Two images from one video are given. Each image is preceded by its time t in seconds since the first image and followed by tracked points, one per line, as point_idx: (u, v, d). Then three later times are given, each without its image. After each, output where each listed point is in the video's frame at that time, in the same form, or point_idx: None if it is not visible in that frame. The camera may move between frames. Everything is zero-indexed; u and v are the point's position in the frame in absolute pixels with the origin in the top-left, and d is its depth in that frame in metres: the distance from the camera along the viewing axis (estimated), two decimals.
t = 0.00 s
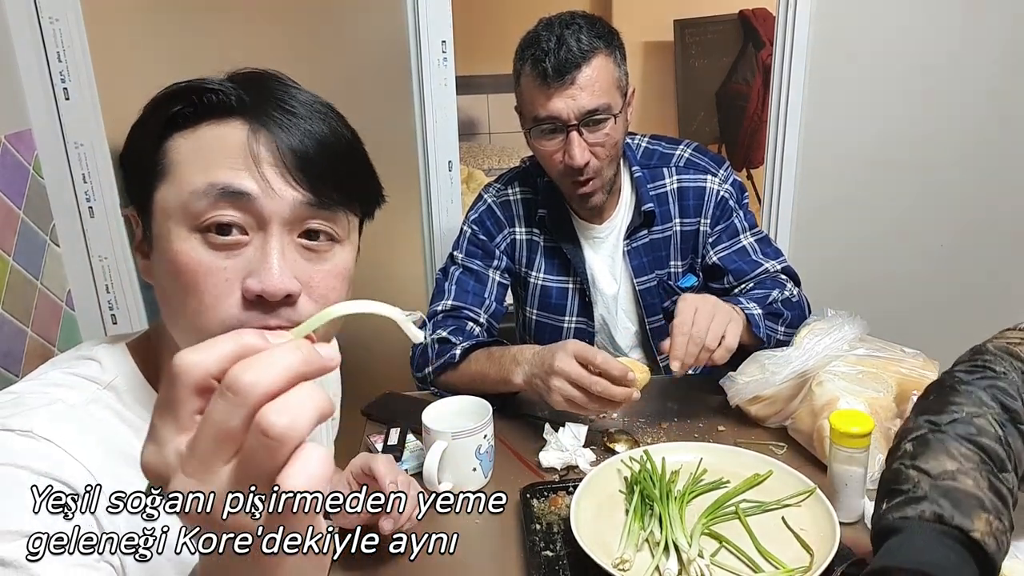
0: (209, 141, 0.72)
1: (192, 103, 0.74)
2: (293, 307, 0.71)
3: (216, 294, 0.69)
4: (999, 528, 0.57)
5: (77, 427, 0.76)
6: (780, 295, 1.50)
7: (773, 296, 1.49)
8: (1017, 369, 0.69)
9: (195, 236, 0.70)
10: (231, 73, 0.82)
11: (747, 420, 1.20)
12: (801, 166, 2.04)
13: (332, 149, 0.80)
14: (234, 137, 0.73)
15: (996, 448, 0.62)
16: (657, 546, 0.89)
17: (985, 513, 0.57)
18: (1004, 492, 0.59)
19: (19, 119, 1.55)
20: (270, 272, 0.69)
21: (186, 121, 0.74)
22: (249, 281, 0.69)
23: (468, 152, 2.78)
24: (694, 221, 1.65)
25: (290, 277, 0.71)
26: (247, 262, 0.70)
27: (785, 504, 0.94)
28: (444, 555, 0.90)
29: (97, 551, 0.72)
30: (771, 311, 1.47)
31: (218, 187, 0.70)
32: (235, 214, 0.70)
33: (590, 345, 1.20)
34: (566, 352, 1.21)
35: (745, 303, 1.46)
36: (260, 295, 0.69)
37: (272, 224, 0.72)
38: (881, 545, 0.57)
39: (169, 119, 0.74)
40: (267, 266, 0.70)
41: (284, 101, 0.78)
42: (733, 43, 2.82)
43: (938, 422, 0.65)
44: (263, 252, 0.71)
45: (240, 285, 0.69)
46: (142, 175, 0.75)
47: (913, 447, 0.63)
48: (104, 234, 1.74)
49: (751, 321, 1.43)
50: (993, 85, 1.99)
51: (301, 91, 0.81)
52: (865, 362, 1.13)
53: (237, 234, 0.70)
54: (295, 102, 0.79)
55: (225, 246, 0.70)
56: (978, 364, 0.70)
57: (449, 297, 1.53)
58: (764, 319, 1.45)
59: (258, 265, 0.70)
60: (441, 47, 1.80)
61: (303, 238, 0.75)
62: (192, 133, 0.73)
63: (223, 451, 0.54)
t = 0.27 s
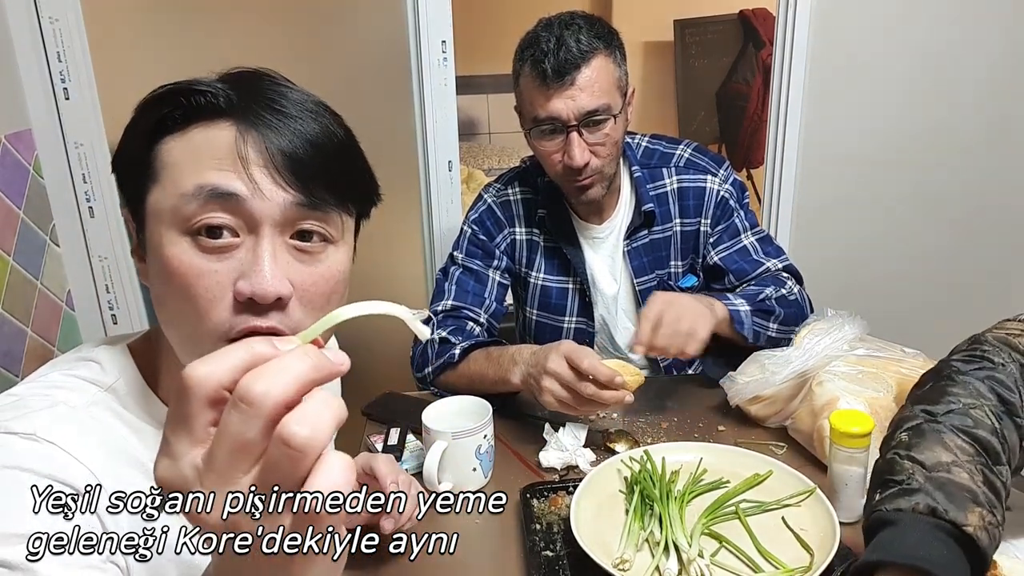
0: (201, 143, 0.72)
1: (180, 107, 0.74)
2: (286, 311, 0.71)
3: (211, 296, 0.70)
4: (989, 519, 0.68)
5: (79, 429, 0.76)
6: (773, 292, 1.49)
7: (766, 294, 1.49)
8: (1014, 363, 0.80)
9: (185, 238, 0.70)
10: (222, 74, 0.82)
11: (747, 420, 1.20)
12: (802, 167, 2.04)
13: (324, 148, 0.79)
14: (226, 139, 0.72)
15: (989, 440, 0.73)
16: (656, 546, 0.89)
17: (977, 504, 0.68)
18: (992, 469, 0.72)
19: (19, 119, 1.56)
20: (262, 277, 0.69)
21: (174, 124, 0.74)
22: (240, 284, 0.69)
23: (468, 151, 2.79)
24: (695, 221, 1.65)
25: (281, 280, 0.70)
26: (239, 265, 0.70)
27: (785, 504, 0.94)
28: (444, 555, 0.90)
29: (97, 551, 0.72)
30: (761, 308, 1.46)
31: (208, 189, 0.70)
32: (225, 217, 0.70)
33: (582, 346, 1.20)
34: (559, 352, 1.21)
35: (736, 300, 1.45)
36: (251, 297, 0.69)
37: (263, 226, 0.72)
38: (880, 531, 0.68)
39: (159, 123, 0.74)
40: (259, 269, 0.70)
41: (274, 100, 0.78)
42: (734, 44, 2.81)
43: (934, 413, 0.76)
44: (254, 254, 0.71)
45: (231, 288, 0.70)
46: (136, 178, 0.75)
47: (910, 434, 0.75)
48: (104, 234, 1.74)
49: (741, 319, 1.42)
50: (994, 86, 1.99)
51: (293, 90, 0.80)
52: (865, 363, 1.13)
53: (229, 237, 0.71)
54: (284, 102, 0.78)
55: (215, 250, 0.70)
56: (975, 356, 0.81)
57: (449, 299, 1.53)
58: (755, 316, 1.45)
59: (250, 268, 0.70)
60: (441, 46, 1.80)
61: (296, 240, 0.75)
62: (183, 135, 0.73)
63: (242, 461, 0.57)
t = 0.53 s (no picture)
0: (200, 144, 0.72)
1: (181, 110, 0.73)
2: (286, 316, 0.72)
3: (212, 300, 0.70)
4: (989, 526, 0.68)
5: (78, 431, 0.76)
6: (748, 296, 1.48)
7: (736, 298, 1.47)
8: (1015, 366, 0.80)
9: (186, 243, 0.71)
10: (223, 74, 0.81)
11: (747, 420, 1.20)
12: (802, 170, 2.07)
13: (326, 151, 0.79)
14: (226, 140, 0.72)
15: (990, 446, 0.73)
16: (657, 546, 0.89)
17: (977, 512, 0.68)
18: (992, 475, 0.72)
19: (19, 119, 1.56)
20: (264, 281, 0.70)
21: (176, 127, 0.73)
22: (242, 289, 0.70)
23: (468, 151, 2.79)
24: (695, 221, 1.65)
25: (282, 284, 0.71)
26: (241, 269, 0.71)
27: (784, 504, 0.94)
28: (444, 555, 0.90)
29: (97, 551, 0.73)
30: (727, 313, 1.46)
31: (209, 192, 0.70)
32: (227, 221, 0.71)
33: (574, 346, 1.19)
34: (553, 352, 1.20)
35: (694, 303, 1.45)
36: (253, 302, 0.70)
37: (264, 230, 0.72)
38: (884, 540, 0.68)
39: (160, 125, 0.73)
40: (261, 274, 0.71)
41: (276, 103, 0.77)
42: (734, 43, 2.82)
43: (935, 418, 0.75)
44: (256, 259, 0.71)
45: (233, 293, 0.70)
46: (137, 181, 0.74)
47: (911, 440, 0.74)
48: (103, 233, 1.74)
49: (694, 326, 1.43)
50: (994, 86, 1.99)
51: (295, 91, 0.80)
52: (866, 363, 1.12)
53: (231, 241, 0.71)
54: (286, 105, 0.78)
55: (216, 254, 0.70)
56: (974, 359, 0.81)
57: (449, 300, 1.53)
58: (715, 322, 1.45)
59: (252, 273, 0.71)
60: (441, 46, 1.80)
61: (297, 242, 0.75)
62: (184, 139, 0.73)
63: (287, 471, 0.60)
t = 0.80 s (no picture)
0: (197, 150, 0.72)
1: (180, 115, 0.73)
2: (287, 322, 0.73)
3: (212, 304, 0.70)
4: (989, 535, 0.68)
5: (78, 435, 0.75)
6: (727, 322, 1.47)
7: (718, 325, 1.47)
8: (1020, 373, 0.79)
9: (185, 248, 0.70)
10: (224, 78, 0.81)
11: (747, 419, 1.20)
12: (801, 170, 2.09)
13: (327, 156, 0.78)
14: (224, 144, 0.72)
15: (992, 454, 0.73)
16: (656, 546, 0.89)
17: (978, 520, 0.68)
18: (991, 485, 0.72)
19: (19, 119, 1.56)
20: (264, 288, 0.71)
21: (176, 134, 0.73)
22: (241, 295, 0.70)
23: (468, 151, 2.80)
24: (697, 226, 1.64)
25: (282, 291, 0.72)
26: (240, 276, 0.71)
27: (785, 504, 0.94)
28: (444, 555, 0.90)
29: (97, 551, 0.74)
30: (710, 342, 1.46)
31: (208, 197, 0.70)
32: (226, 227, 0.71)
33: (575, 340, 1.20)
34: (549, 348, 1.21)
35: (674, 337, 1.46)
36: (253, 309, 0.70)
37: (264, 236, 0.72)
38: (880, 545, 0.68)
39: (158, 130, 0.73)
40: (260, 280, 0.71)
41: (277, 108, 0.77)
42: (734, 43, 2.82)
43: (937, 424, 0.75)
44: (256, 265, 0.71)
45: (233, 298, 0.70)
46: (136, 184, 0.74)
47: (913, 445, 0.74)
48: (103, 233, 1.74)
49: (675, 360, 1.45)
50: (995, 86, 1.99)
51: (296, 96, 0.79)
52: (866, 363, 1.12)
53: (231, 248, 0.71)
54: (286, 110, 0.77)
55: (216, 261, 0.70)
56: (979, 364, 0.81)
57: (451, 301, 1.53)
58: (696, 352, 1.45)
59: (251, 279, 0.71)
60: (441, 46, 1.80)
61: (297, 249, 0.75)
62: (184, 144, 0.72)
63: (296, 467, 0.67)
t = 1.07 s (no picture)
0: (188, 155, 0.71)
1: (169, 120, 0.72)
2: (285, 328, 0.74)
3: (208, 312, 0.71)
4: (990, 537, 0.56)
5: (76, 433, 0.76)
6: (736, 339, 1.48)
7: (725, 341, 1.47)
8: None
9: (180, 256, 0.71)
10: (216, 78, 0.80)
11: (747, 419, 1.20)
12: (802, 168, 2.10)
13: (320, 158, 0.77)
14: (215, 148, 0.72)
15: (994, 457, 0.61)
16: (656, 546, 0.89)
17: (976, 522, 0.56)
18: (1007, 513, 0.59)
19: (19, 119, 1.56)
20: (259, 295, 0.71)
21: (166, 141, 0.72)
22: (238, 303, 0.71)
23: (468, 151, 2.80)
24: (712, 239, 1.61)
25: (279, 299, 0.72)
26: (236, 283, 0.71)
27: (785, 504, 0.94)
28: (444, 555, 0.90)
29: (97, 551, 0.73)
30: (715, 355, 1.46)
31: (200, 201, 0.70)
32: (221, 234, 0.71)
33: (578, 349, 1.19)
34: (553, 356, 1.20)
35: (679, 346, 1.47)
36: (249, 317, 0.71)
37: (259, 242, 0.72)
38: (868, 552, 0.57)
39: (148, 137, 0.73)
40: (256, 287, 0.71)
41: (267, 108, 0.76)
42: (733, 43, 2.83)
43: (938, 434, 0.63)
44: (251, 272, 0.72)
45: (229, 307, 0.71)
46: (131, 189, 0.74)
47: (910, 455, 0.63)
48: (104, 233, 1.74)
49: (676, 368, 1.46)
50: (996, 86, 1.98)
51: (287, 96, 0.78)
52: (866, 363, 1.12)
53: (225, 254, 0.72)
54: (276, 110, 0.76)
55: (211, 268, 0.71)
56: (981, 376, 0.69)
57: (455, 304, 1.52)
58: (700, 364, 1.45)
59: (247, 287, 0.71)
60: (441, 46, 1.80)
61: (294, 255, 0.75)
62: (174, 150, 0.72)
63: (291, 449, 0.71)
